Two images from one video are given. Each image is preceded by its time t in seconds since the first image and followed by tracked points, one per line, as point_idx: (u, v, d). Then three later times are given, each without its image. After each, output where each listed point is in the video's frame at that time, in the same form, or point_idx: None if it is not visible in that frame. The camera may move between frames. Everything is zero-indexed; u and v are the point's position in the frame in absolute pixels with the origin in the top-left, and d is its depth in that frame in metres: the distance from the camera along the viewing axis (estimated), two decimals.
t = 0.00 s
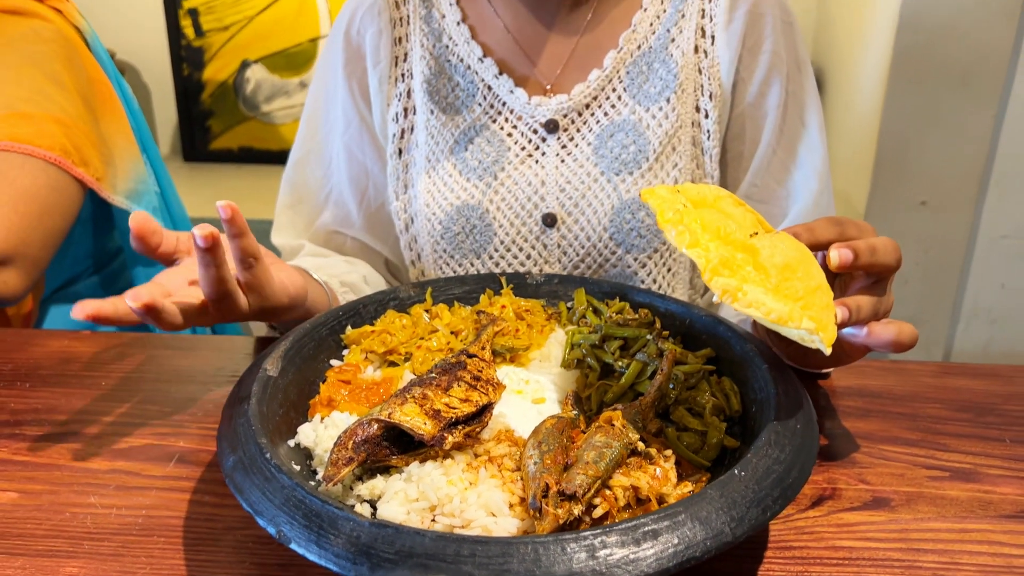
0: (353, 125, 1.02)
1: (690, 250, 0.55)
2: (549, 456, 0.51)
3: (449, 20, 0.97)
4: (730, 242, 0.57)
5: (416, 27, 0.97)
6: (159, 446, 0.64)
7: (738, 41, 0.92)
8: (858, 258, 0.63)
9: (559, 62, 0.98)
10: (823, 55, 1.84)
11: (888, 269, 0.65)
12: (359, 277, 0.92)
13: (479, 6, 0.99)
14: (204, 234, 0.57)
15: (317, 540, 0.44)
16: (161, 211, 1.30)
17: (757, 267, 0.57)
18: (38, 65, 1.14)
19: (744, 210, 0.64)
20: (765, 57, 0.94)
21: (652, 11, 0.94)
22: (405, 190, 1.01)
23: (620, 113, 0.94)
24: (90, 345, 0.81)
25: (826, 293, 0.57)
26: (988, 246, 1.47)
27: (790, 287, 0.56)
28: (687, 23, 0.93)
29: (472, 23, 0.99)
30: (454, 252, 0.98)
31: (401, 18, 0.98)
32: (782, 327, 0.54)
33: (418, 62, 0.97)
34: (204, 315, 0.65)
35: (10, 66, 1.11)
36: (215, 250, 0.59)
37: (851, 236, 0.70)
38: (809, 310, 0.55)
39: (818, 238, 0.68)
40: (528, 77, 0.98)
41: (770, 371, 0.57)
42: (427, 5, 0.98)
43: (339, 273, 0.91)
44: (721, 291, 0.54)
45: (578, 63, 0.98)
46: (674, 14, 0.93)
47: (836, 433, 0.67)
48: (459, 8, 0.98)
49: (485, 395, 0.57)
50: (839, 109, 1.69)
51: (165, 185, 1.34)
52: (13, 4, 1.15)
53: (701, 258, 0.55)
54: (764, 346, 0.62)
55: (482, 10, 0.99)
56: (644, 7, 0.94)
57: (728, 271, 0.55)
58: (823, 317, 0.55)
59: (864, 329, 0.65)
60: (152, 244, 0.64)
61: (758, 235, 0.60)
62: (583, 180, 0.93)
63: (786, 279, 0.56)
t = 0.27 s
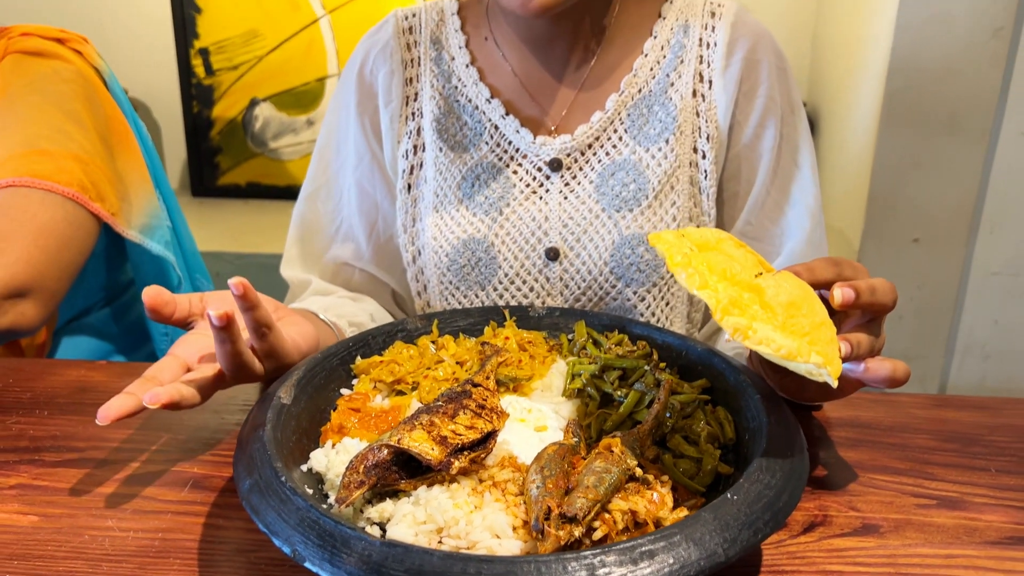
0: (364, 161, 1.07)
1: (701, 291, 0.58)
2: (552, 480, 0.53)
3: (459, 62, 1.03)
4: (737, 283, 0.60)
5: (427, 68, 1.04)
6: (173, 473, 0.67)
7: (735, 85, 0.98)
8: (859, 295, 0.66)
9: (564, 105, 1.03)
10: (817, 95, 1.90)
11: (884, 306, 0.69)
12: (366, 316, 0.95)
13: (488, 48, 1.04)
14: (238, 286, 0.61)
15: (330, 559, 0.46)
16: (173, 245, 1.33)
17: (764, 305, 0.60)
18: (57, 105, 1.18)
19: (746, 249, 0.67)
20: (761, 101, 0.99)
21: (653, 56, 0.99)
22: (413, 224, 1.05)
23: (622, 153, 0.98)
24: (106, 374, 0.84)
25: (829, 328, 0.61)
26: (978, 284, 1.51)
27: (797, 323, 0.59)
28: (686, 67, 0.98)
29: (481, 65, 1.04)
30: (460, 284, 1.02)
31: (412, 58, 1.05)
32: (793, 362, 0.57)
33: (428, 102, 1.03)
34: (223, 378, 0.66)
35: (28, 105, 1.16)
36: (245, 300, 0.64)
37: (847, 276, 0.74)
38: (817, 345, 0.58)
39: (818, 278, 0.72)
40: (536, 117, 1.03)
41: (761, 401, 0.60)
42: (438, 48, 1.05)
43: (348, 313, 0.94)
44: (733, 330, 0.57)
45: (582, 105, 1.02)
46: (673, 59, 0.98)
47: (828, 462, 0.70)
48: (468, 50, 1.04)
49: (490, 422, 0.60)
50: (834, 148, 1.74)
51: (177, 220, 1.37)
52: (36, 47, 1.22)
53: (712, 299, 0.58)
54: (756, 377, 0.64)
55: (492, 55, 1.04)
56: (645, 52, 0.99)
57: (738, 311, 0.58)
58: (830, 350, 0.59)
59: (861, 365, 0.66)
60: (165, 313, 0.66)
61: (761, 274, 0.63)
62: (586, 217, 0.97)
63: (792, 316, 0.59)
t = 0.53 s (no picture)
0: (369, 200, 1.11)
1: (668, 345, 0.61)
2: (546, 509, 0.56)
3: (461, 106, 1.08)
4: (705, 334, 0.64)
5: (430, 111, 1.09)
6: (181, 501, 0.69)
7: (726, 130, 1.02)
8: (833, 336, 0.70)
9: (564, 147, 1.07)
10: (809, 134, 1.95)
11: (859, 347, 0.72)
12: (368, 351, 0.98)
13: (490, 93, 1.10)
14: (240, 348, 0.64)
15: None
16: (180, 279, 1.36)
17: (732, 352, 0.63)
18: (71, 145, 1.23)
19: (717, 300, 0.71)
20: (752, 146, 1.04)
21: (647, 102, 1.04)
22: (415, 260, 1.09)
23: (617, 195, 1.02)
24: (115, 405, 0.86)
25: (801, 366, 0.63)
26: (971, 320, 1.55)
27: (766, 365, 0.61)
28: (679, 112, 1.03)
29: (482, 108, 1.10)
30: (460, 318, 1.05)
31: (417, 102, 1.10)
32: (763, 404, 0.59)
33: (431, 143, 1.07)
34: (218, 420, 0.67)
35: (44, 144, 1.20)
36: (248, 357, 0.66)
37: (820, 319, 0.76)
38: (788, 385, 0.60)
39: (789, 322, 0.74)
40: (535, 158, 1.07)
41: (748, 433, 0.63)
42: (441, 92, 1.10)
43: (351, 348, 0.97)
44: (701, 378, 0.60)
45: (579, 148, 1.07)
46: (667, 105, 1.04)
47: (815, 493, 0.72)
48: (470, 94, 1.10)
49: (487, 453, 0.62)
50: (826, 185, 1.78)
51: (185, 255, 1.40)
52: (52, 88, 1.28)
53: (679, 351, 0.61)
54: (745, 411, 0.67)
55: (492, 97, 1.10)
56: (640, 98, 1.05)
57: (705, 360, 0.61)
58: (802, 388, 0.61)
59: (838, 401, 0.69)
60: (176, 347, 0.69)
61: (730, 323, 0.66)
62: (583, 255, 1.01)
63: (761, 359, 0.62)
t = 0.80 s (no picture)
0: (374, 236, 1.15)
1: (612, 473, 0.61)
2: (542, 534, 0.58)
3: (462, 147, 1.13)
4: (649, 438, 0.64)
5: (433, 151, 1.14)
6: (191, 526, 0.71)
7: (716, 169, 1.07)
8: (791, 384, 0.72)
9: (562, 185, 1.12)
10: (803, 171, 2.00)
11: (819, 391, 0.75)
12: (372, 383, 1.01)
13: (490, 134, 1.15)
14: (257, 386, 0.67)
15: None
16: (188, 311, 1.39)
17: (678, 452, 0.62)
18: (88, 181, 1.26)
19: (669, 377, 0.69)
20: (741, 184, 1.08)
21: (640, 143, 1.09)
22: (418, 294, 1.13)
23: (612, 231, 1.06)
24: (127, 433, 0.89)
25: (748, 439, 0.63)
26: (961, 354, 1.57)
27: (712, 454, 0.62)
28: (671, 152, 1.08)
29: (482, 148, 1.15)
30: (461, 350, 1.09)
31: (420, 142, 1.16)
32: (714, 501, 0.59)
33: (434, 183, 1.12)
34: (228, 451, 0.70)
35: (60, 181, 1.23)
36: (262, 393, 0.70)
37: (780, 367, 0.75)
38: (738, 472, 0.61)
39: (751, 375, 0.72)
40: (534, 196, 1.11)
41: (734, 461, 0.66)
42: (443, 133, 1.15)
43: (357, 381, 1.00)
44: (648, 496, 0.59)
45: (575, 186, 1.11)
46: (660, 145, 1.08)
47: (803, 522, 0.74)
48: (471, 135, 1.15)
49: (486, 480, 0.65)
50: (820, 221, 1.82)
51: (193, 287, 1.44)
52: (70, 127, 1.32)
53: (623, 475, 0.61)
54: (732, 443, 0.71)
55: (492, 138, 1.15)
56: (634, 138, 1.10)
57: (651, 472, 0.61)
58: (751, 466, 0.61)
59: (804, 445, 0.72)
60: (195, 375, 0.73)
61: (675, 409, 0.66)
62: (579, 289, 1.05)
63: (706, 448, 0.62)
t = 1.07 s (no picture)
0: (376, 267, 1.19)
1: (589, 528, 0.62)
2: (537, 559, 0.61)
3: (462, 181, 1.17)
4: (625, 491, 0.65)
5: (434, 185, 1.18)
6: (198, 551, 0.73)
7: (707, 203, 1.10)
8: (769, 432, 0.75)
9: (559, 218, 1.15)
10: (798, 204, 2.04)
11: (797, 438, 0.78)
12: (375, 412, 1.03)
13: (490, 168, 1.19)
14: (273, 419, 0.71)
15: None
16: (194, 340, 1.42)
17: (652, 502, 0.64)
18: (97, 213, 1.29)
19: (649, 429, 0.72)
20: (732, 217, 1.12)
21: (634, 177, 1.13)
22: (418, 322, 1.16)
23: (607, 261, 1.10)
24: (134, 461, 0.91)
25: (720, 478, 0.65)
26: (956, 385, 1.61)
27: (684, 496, 0.63)
28: (664, 186, 1.11)
29: (482, 182, 1.19)
30: (460, 377, 1.11)
31: (421, 177, 1.20)
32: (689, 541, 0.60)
33: (434, 215, 1.16)
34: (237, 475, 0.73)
35: (72, 213, 1.26)
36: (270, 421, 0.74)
37: (762, 412, 0.78)
38: (711, 510, 0.62)
39: (731, 420, 0.74)
40: (532, 229, 1.15)
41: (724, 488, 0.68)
42: (444, 168, 1.20)
43: (360, 410, 1.02)
44: (625, 545, 0.60)
45: (571, 220, 1.15)
46: (653, 179, 1.12)
47: (793, 550, 0.76)
48: (471, 169, 1.19)
49: (484, 507, 0.67)
50: (814, 254, 1.85)
51: (199, 316, 1.47)
52: (82, 161, 1.36)
53: (600, 529, 0.62)
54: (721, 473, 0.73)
55: (491, 172, 1.19)
56: (628, 173, 1.14)
57: (627, 521, 0.62)
58: (725, 502, 0.63)
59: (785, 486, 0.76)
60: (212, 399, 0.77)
61: (650, 460, 0.68)
62: (575, 317, 1.08)
63: (678, 491, 0.64)
